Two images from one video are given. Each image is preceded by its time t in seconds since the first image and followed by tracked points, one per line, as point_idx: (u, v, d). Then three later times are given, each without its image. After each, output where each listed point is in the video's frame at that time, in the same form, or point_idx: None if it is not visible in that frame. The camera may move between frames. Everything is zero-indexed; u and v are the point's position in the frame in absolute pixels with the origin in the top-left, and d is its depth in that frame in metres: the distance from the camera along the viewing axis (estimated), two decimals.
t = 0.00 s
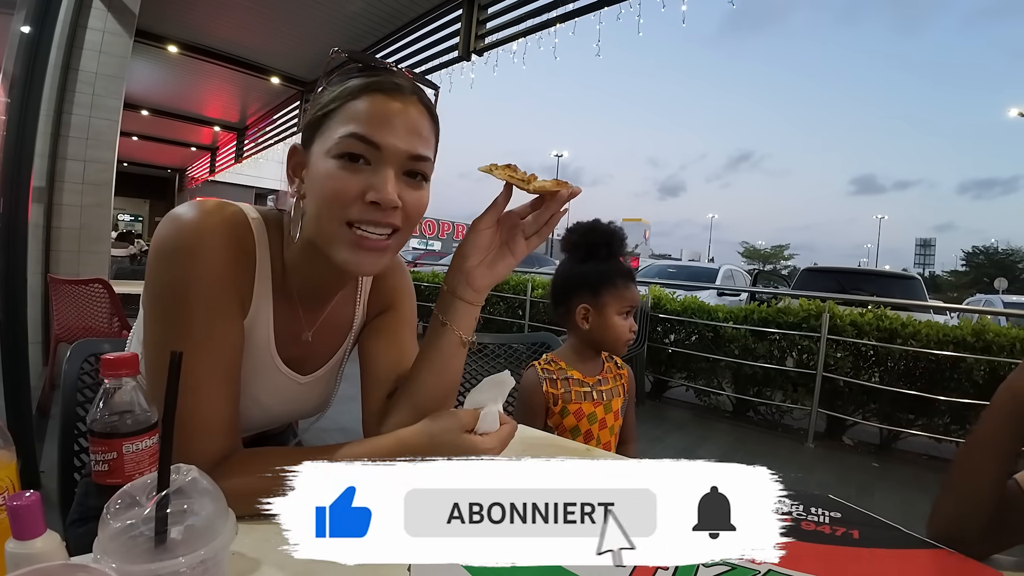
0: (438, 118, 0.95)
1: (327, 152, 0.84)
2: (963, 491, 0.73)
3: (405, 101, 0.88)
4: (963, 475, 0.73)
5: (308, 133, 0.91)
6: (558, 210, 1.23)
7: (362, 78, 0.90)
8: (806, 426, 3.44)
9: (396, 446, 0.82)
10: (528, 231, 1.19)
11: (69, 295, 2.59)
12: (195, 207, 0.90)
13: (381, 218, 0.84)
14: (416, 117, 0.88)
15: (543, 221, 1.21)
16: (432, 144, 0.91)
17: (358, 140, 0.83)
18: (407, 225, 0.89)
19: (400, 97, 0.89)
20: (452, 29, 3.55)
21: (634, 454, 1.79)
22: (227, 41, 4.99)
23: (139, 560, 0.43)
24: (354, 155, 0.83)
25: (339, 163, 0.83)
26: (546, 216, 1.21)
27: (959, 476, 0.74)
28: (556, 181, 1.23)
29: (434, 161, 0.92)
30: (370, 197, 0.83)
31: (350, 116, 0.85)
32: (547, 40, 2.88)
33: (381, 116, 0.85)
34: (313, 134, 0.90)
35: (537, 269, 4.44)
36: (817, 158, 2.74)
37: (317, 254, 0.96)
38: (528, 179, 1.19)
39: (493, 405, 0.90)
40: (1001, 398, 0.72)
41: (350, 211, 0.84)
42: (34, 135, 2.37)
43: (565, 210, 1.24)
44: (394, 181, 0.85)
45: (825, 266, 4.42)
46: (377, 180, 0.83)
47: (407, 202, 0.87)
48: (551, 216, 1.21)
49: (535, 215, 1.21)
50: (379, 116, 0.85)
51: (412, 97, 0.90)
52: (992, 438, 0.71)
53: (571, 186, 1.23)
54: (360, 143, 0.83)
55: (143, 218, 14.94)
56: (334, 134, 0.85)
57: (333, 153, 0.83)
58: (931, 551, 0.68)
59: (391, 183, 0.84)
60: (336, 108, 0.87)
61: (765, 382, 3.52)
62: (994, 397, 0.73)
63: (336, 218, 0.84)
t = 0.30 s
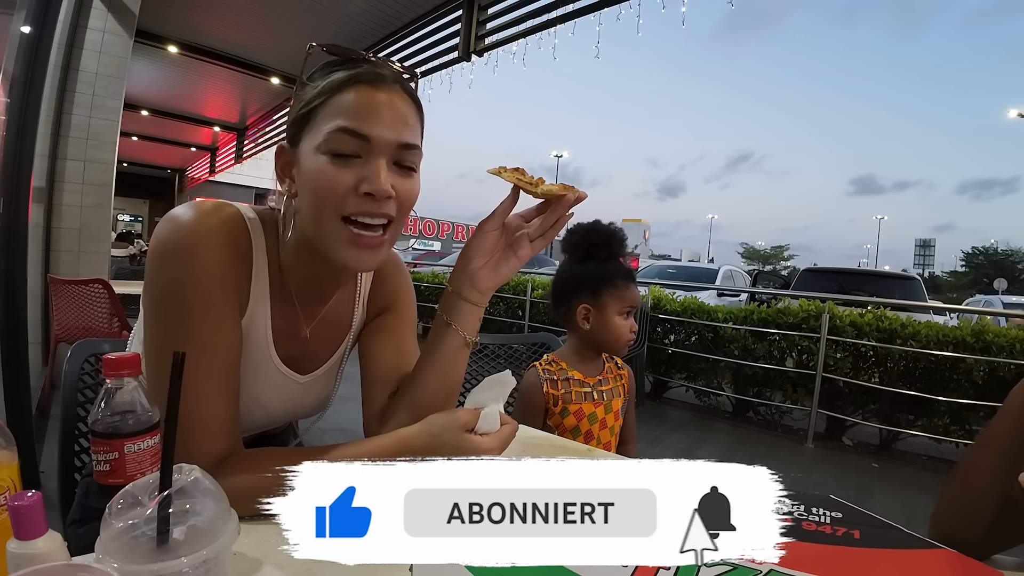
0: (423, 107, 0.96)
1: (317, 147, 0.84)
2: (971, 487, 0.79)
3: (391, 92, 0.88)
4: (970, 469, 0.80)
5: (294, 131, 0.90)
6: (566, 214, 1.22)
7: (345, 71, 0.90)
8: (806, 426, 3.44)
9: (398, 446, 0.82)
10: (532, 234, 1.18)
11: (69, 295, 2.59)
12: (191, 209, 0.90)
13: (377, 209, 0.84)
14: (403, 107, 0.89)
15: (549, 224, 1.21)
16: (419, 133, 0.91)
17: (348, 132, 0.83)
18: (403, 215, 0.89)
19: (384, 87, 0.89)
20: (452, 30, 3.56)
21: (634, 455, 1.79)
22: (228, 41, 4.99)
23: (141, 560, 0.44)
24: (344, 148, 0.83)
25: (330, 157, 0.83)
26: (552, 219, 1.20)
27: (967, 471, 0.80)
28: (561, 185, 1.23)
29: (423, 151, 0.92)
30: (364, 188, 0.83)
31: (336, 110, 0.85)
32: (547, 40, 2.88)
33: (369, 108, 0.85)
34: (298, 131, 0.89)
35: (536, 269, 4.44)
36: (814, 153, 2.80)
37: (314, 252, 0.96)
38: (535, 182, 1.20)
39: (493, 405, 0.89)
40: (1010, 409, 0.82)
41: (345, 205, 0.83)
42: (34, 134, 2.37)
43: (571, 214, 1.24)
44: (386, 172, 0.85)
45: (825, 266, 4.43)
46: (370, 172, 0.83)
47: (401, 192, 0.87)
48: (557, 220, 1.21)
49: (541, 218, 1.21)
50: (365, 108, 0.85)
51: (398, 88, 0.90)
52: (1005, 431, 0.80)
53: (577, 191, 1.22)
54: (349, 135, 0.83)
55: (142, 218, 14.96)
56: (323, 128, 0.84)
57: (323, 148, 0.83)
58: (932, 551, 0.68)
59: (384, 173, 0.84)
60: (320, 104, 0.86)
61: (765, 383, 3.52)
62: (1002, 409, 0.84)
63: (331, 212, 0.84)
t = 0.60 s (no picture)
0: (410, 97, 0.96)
1: (311, 138, 0.84)
2: (981, 489, 0.78)
3: (378, 82, 0.89)
4: (980, 472, 0.80)
5: (284, 130, 0.91)
6: (569, 215, 1.22)
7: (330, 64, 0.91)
8: (806, 427, 3.44)
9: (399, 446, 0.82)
10: (535, 235, 1.19)
11: (69, 295, 2.58)
12: (191, 208, 0.90)
13: (375, 192, 0.84)
14: (391, 95, 0.89)
15: (553, 226, 1.21)
16: (410, 121, 0.92)
17: (340, 120, 0.84)
18: (401, 202, 0.89)
19: (371, 77, 0.89)
20: (452, 31, 3.56)
21: (634, 455, 1.79)
22: (228, 41, 4.99)
23: (141, 560, 0.43)
24: (338, 136, 0.84)
25: (323, 145, 0.83)
26: (556, 220, 1.20)
27: (977, 473, 0.80)
28: (564, 185, 1.23)
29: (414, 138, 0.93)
30: (361, 172, 0.82)
31: (326, 100, 0.85)
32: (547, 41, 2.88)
33: (358, 96, 0.86)
34: (289, 128, 0.90)
35: (536, 270, 4.45)
36: (811, 153, 2.78)
37: (313, 248, 0.96)
38: (538, 182, 1.20)
39: (494, 405, 0.89)
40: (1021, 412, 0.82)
41: (345, 191, 0.83)
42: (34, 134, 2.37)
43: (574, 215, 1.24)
44: (382, 156, 0.85)
45: (825, 267, 4.43)
46: (367, 156, 0.83)
47: (399, 176, 0.86)
48: (560, 221, 1.21)
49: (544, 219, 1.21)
50: (354, 96, 0.86)
51: (384, 77, 0.91)
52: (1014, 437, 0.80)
53: (580, 192, 1.22)
54: (341, 123, 0.84)
55: (142, 218, 14.97)
56: (315, 120, 0.85)
57: (317, 138, 0.83)
58: (932, 551, 0.68)
59: (379, 156, 0.84)
60: (309, 98, 0.87)
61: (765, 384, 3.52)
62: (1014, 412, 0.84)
63: (330, 199, 0.83)
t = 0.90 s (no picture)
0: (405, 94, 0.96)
1: (309, 137, 0.84)
2: (986, 490, 0.78)
3: (372, 78, 0.88)
4: (985, 474, 0.80)
5: (278, 132, 0.90)
6: (570, 214, 1.22)
7: (321, 62, 0.89)
8: (806, 427, 3.44)
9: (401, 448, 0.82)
10: (536, 235, 1.19)
11: (69, 294, 2.58)
12: (190, 208, 0.90)
13: (379, 190, 0.84)
14: (385, 91, 0.89)
15: (553, 225, 1.21)
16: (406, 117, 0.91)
17: (339, 118, 0.83)
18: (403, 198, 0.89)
19: (364, 73, 0.88)
20: (452, 31, 3.56)
21: (634, 455, 1.78)
22: (228, 41, 4.99)
23: (141, 559, 0.43)
24: (338, 134, 0.83)
25: (323, 144, 0.83)
26: (556, 219, 1.21)
27: (982, 475, 0.80)
28: (565, 184, 1.23)
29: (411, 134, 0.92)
30: (364, 169, 0.82)
31: (322, 98, 0.84)
32: (547, 40, 2.88)
33: (354, 94, 0.85)
34: (283, 128, 0.89)
35: (537, 270, 4.44)
36: (811, 152, 2.80)
37: (313, 246, 0.96)
38: (539, 181, 1.20)
39: (494, 405, 0.89)
40: None
41: (348, 188, 0.83)
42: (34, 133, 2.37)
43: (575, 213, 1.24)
44: (382, 152, 0.84)
45: (825, 267, 4.43)
46: (369, 153, 0.83)
47: (400, 172, 0.86)
48: (561, 220, 1.21)
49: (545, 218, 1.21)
50: (349, 93, 0.85)
51: (377, 73, 0.90)
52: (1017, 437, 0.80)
53: (581, 190, 1.22)
54: (340, 120, 0.83)
55: (141, 218, 14.98)
56: (311, 119, 0.84)
57: (316, 137, 0.83)
58: (932, 549, 0.68)
59: (380, 153, 0.84)
60: (303, 97, 0.86)
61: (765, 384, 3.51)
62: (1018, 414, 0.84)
63: (334, 198, 0.83)
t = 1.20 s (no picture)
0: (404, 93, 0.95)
1: (305, 136, 0.83)
2: (978, 488, 0.78)
3: (370, 77, 0.88)
4: (980, 471, 0.79)
5: (276, 130, 0.90)
6: (569, 211, 1.22)
7: (319, 61, 0.89)
8: (806, 427, 3.44)
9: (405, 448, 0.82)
10: (534, 232, 1.19)
11: (69, 293, 2.58)
12: (190, 206, 0.90)
13: (375, 189, 0.84)
14: (383, 90, 0.88)
15: (551, 222, 1.21)
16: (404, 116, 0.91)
17: (335, 117, 0.83)
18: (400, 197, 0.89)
19: (362, 71, 0.88)
20: (452, 30, 3.56)
21: (634, 455, 1.78)
22: (228, 40, 4.99)
23: (141, 558, 0.43)
24: (333, 133, 0.83)
25: (319, 143, 0.83)
26: (554, 217, 1.20)
27: (976, 472, 0.80)
28: (563, 180, 1.22)
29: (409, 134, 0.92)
30: (361, 169, 0.82)
31: (319, 96, 0.84)
32: (548, 40, 2.88)
33: (352, 92, 0.85)
34: (281, 127, 0.89)
35: (537, 269, 4.44)
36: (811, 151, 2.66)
37: (312, 245, 0.96)
38: (537, 178, 1.19)
39: (495, 404, 0.89)
40: None
41: (343, 188, 0.83)
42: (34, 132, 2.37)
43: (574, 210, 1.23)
44: (379, 152, 0.84)
45: (825, 267, 4.44)
46: (365, 153, 0.83)
47: (397, 171, 0.86)
48: (560, 217, 1.20)
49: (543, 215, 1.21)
50: (346, 91, 0.85)
51: (375, 72, 0.90)
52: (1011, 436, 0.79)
53: (580, 186, 1.20)
54: (337, 119, 0.83)
55: (141, 217, 14.99)
56: (307, 118, 0.84)
57: (312, 136, 0.83)
58: (932, 548, 0.68)
59: (376, 152, 0.84)
60: (300, 95, 0.86)
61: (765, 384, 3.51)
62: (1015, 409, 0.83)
63: (331, 198, 0.83)
